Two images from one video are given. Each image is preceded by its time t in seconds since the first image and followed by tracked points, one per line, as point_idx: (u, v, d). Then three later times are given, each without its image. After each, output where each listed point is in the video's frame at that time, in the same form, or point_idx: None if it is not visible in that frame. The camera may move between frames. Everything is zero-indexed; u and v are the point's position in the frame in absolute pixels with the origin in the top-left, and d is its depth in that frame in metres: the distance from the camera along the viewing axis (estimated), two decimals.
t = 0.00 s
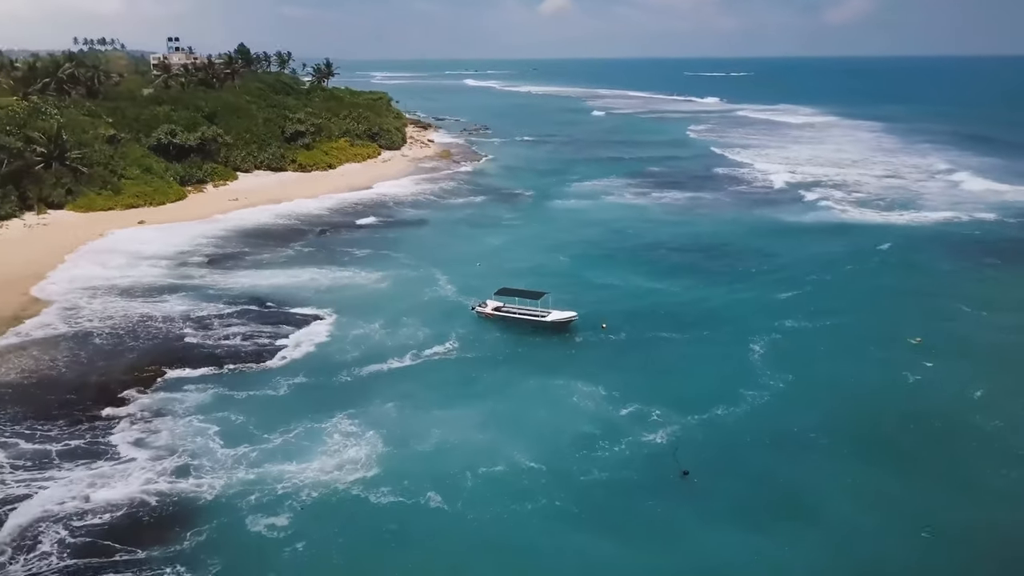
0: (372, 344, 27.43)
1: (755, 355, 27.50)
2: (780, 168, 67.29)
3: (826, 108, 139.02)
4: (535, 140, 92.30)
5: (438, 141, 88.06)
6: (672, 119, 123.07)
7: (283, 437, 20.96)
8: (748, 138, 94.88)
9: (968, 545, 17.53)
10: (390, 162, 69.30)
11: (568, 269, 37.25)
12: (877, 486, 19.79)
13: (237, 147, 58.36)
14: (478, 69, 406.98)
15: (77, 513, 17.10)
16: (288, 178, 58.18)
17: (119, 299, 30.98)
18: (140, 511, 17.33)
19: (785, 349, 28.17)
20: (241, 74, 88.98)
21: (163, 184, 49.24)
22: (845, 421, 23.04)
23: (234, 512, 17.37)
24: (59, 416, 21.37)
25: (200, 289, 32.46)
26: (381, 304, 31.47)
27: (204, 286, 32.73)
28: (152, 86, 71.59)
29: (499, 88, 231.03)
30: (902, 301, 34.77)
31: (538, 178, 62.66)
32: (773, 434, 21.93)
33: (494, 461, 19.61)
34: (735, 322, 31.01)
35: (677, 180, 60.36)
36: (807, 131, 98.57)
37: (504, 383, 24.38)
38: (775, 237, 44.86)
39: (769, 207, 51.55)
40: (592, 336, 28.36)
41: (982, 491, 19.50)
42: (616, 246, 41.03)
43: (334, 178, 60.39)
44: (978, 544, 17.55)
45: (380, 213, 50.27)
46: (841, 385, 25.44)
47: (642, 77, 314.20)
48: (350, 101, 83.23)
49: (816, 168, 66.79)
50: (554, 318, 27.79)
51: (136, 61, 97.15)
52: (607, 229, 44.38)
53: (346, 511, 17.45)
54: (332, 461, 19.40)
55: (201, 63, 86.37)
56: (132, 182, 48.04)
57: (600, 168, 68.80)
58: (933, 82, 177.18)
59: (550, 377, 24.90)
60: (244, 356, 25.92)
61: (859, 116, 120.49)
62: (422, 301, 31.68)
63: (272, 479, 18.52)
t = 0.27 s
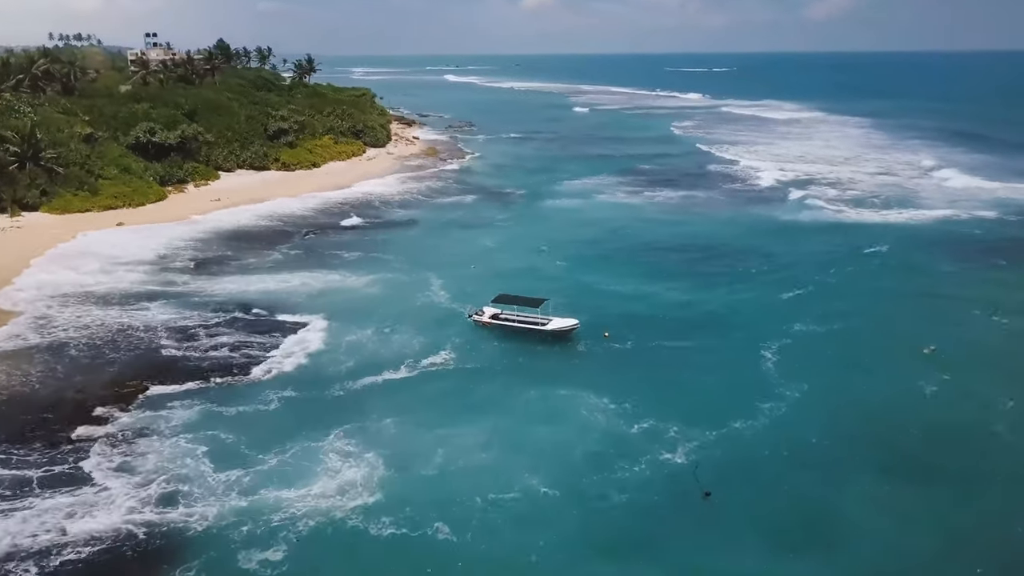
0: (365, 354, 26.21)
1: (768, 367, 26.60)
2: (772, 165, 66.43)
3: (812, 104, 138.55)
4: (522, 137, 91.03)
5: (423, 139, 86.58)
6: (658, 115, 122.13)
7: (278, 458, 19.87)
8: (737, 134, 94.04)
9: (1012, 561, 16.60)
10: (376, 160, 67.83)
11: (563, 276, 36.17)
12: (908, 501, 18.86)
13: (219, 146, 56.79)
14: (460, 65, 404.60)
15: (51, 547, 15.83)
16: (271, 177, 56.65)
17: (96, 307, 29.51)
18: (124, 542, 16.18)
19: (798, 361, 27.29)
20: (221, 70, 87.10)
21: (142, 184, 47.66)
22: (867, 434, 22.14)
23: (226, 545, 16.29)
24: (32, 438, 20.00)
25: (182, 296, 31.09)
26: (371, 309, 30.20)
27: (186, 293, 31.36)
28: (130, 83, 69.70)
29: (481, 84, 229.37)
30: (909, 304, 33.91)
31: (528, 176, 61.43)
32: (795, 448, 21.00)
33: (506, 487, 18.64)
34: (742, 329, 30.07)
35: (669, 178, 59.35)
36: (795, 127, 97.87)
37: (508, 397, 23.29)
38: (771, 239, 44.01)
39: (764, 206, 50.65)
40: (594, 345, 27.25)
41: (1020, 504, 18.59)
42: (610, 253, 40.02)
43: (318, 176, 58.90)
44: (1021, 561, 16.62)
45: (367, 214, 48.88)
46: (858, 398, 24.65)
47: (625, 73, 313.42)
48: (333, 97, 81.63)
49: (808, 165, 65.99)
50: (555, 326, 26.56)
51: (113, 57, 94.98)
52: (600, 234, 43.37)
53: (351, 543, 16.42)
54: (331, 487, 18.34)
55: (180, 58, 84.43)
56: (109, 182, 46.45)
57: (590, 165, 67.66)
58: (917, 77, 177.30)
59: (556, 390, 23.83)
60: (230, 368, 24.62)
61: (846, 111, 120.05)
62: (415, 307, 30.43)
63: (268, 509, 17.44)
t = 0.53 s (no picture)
0: (358, 367, 24.79)
1: (781, 376, 25.64)
2: (762, 162, 65.46)
3: (794, 99, 138.00)
4: (505, 133, 89.53)
5: (405, 136, 84.83)
6: (641, 111, 121.02)
7: (274, 486, 18.56)
8: (722, 130, 93.11)
9: None
10: (358, 158, 66.13)
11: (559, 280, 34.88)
12: (944, 531, 18.06)
13: (196, 145, 54.92)
14: (437, 60, 401.63)
15: None
16: (251, 176, 54.88)
17: (68, 319, 27.80)
18: None
19: (812, 369, 26.36)
20: (197, 65, 84.83)
21: (116, 184, 45.81)
22: (891, 453, 21.32)
23: None
24: (0, 469, 18.44)
25: (160, 306, 29.47)
26: (362, 317, 28.74)
27: (165, 304, 29.74)
28: (102, 79, 67.49)
29: (460, 79, 227.36)
30: (916, 308, 33.04)
31: (514, 175, 60.04)
32: (821, 472, 20.14)
33: (523, 521, 17.68)
34: (749, 335, 29.03)
35: (659, 175, 58.17)
36: (780, 123, 97.07)
37: (515, 415, 22.11)
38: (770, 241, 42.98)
39: (758, 205, 49.62)
40: (598, 356, 26.02)
41: None
42: (607, 259, 38.78)
43: (299, 175, 57.19)
44: None
45: (352, 214, 47.29)
46: (877, 409, 23.86)
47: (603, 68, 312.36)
48: (313, 94, 79.72)
49: (798, 162, 65.09)
50: (557, 336, 25.19)
51: (84, 52, 92.29)
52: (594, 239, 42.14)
53: None
54: (333, 522, 17.17)
55: (153, 53, 82.08)
56: (83, 183, 44.58)
57: (577, 163, 66.34)
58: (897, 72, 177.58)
59: (565, 406, 22.67)
60: (214, 385, 23.11)
61: (829, 107, 119.56)
62: (407, 314, 29.00)
63: (266, 551, 16.26)
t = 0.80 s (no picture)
0: (352, 380, 23.50)
1: (796, 386, 24.65)
2: (754, 160, 64.60)
3: (779, 95, 137.55)
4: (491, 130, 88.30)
5: (389, 133, 83.31)
6: (627, 107, 120.07)
7: (271, 515, 17.36)
8: (710, 127, 92.38)
9: None
10: (342, 157, 64.69)
11: (557, 290, 33.81)
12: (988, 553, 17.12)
13: (176, 144, 53.33)
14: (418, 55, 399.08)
15: None
16: (233, 176, 53.37)
17: (44, 330, 26.39)
18: None
19: (827, 377, 25.41)
20: (175, 61, 82.94)
21: (93, 185, 44.23)
22: (920, 467, 20.34)
23: None
24: None
25: (141, 317, 28.07)
26: (354, 326, 27.45)
27: (146, 314, 28.32)
28: (77, 76, 65.60)
29: (442, 74, 225.60)
30: (924, 311, 32.23)
31: (503, 174, 58.89)
32: (851, 491, 19.16)
33: (542, 554, 16.56)
34: (758, 344, 28.05)
35: (651, 174, 57.13)
36: (767, 120, 96.41)
37: (523, 433, 20.95)
38: (769, 246, 42.12)
39: (754, 205, 48.69)
40: (604, 369, 24.92)
41: None
42: (603, 268, 37.79)
43: (283, 174, 55.74)
44: None
45: (339, 214, 45.96)
46: (899, 418, 22.89)
47: (585, 64, 311.30)
48: (295, 90, 78.05)
49: (790, 160, 64.28)
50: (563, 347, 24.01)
51: (58, 48, 90.07)
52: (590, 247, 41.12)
53: None
54: (338, 555, 16.03)
55: (130, 49, 80.10)
56: (58, 184, 42.98)
57: (566, 161, 65.21)
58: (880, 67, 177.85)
59: (575, 423, 21.53)
60: (199, 403, 21.75)
61: (815, 102, 119.12)
62: (401, 323, 27.71)
63: None
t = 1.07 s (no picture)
0: (349, 400, 21.85)
1: (819, 398, 23.14)
2: (747, 156, 63.46)
3: (763, 89, 136.77)
4: (476, 126, 86.64)
5: (372, 129, 81.44)
6: (611, 102, 118.71)
7: (271, 562, 15.87)
8: (697, 122, 91.25)
9: None
10: (325, 154, 62.80)
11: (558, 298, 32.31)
12: None
13: (152, 142, 51.28)
14: (396, 49, 395.57)
15: None
16: (212, 176, 51.41)
17: (13, 347, 24.56)
18: None
19: (850, 389, 23.94)
20: (150, 56, 80.55)
21: (66, 187, 42.19)
22: (963, 488, 19.00)
23: None
24: None
25: (119, 331, 26.31)
26: (347, 339, 25.84)
27: (124, 328, 26.57)
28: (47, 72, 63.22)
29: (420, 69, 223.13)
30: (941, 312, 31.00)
31: (492, 172, 57.32)
32: (895, 520, 17.80)
33: None
34: (773, 353, 26.50)
35: (645, 171, 55.81)
36: (754, 115, 95.42)
37: (538, 462, 19.53)
38: (771, 249, 40.90)
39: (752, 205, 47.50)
40: (619, 384, 23.45)
41: None
42: (604, 274, 36.39)
43: (264, 174, 53.83)
44: None
45: (324, 215, 44.21)
46: (934, 432, 21.56)
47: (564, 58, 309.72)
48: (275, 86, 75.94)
49: (783, 156, 63.19)
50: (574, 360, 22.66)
51: (28, 43, 87.31)
52: (588, 251, 39.70)
53: None
54: None
55: (103, 43, 77.64)
56: (28, 185, 40.92)
57: (556, 159, 63.75)
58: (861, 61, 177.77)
59: (595, 450, 20.01)
60: (183, 429, 20.05)
61: (800, 97, 118.38)
62: (398, 335, 26.13)
63: None
